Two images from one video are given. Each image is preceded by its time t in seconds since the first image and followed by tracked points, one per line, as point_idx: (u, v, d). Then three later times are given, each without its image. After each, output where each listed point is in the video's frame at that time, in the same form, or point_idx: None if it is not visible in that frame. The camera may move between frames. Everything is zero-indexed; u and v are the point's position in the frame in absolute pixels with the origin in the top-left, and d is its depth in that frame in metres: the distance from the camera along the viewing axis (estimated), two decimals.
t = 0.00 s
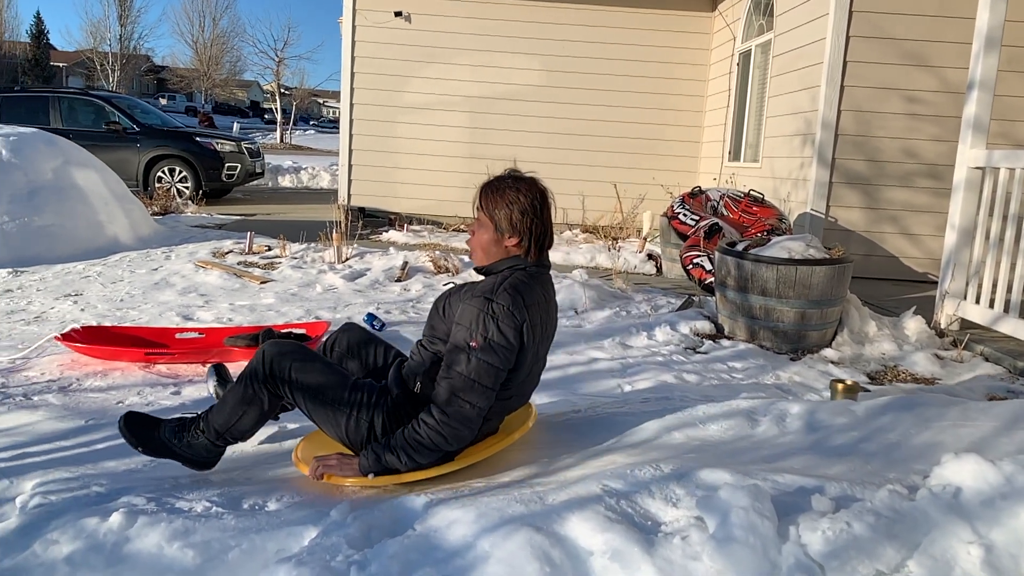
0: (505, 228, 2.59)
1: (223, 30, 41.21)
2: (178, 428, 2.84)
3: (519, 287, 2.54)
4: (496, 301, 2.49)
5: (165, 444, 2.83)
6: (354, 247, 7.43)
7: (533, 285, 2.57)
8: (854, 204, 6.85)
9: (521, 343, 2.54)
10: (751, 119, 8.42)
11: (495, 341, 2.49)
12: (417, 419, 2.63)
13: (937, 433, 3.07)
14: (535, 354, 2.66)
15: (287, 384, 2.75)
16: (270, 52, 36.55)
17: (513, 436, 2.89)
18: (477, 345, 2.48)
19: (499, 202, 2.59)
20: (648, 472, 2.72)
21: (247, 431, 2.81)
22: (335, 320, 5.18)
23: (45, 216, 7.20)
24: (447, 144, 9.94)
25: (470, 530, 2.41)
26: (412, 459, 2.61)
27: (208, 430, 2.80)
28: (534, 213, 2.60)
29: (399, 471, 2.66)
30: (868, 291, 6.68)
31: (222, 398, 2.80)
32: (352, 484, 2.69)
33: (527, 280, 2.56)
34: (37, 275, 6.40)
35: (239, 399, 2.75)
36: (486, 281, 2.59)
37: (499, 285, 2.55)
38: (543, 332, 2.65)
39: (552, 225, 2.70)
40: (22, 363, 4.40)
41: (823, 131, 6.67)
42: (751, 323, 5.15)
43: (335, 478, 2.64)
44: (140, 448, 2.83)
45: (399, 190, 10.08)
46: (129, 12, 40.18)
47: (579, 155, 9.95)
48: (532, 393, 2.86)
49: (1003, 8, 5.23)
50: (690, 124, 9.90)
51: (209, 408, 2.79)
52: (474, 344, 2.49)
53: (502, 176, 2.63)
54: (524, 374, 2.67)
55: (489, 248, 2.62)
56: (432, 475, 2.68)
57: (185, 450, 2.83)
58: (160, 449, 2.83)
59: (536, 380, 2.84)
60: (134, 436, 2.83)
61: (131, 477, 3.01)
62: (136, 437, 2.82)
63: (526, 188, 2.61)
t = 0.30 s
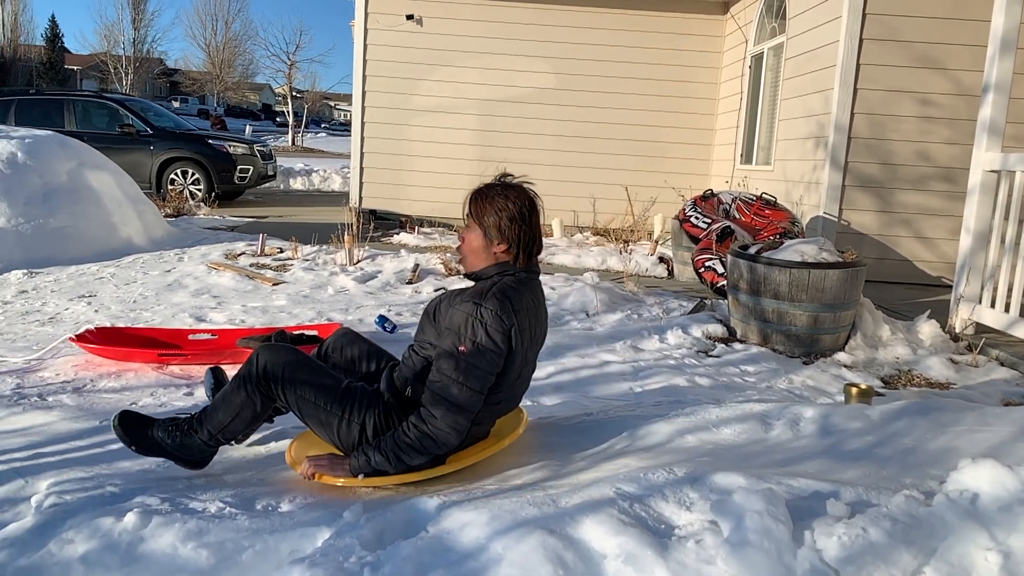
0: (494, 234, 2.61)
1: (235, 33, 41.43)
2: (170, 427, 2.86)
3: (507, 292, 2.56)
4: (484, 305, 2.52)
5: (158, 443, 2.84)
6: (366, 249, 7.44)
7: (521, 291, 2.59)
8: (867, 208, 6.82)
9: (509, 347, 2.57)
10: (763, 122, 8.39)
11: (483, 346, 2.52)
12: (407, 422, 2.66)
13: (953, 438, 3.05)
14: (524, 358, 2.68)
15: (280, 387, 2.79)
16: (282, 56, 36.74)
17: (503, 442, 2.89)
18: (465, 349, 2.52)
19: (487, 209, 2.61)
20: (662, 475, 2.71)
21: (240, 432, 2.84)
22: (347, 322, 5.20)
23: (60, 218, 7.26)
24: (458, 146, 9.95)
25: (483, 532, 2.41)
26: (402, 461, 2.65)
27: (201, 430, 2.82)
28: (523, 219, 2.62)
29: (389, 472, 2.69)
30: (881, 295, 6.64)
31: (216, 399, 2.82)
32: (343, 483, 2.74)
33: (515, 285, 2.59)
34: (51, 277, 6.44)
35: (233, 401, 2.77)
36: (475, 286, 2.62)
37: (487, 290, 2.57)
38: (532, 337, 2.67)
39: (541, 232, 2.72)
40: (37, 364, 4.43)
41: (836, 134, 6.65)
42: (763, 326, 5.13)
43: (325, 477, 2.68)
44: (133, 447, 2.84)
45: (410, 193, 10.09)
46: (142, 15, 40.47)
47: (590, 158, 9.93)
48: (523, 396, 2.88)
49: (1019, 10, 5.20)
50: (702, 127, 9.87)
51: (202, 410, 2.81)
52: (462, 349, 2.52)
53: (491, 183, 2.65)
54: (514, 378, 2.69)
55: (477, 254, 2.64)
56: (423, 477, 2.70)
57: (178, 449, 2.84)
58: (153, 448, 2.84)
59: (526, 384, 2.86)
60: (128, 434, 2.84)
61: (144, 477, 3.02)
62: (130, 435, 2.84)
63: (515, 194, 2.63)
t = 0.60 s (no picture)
0: (485, 240, 2.59)
1: (248, 36, 41.67)
2: (166, 428, 2.88)
3: (498, 297, 2.55)
4: (475, 310, 2.51)
5: (154, 444, 2.87)
6: (378, 251, 7.45)
7: (512, 296, 2.57)
8: (882, 210, 6.77)
9: (500, 351, 2.55)
10: (777, 124, 8.35)
11: (474, 350, 2.51)
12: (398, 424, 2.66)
13: (972, 442, 3.02)
14: (516, 363, 2.67)
15: (274, 389, 2.82)
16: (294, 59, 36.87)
17: (496, 446, 2.89)
18: (456, 353, 2.51)
19: (478, 215, 2.60)
20: (678, 479, 2.69)
21: (236, 433, 2.86)
22: (361, 325, 5.20)
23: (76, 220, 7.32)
24: (471, 149, 9.96)
25: (498, 535, 2.40)
26: (393, 463, 2.65)
27: (196, 431, 2.84)
28: (515, 225, 2.60)
29: (381, 474, 2.69)
30: (897, 298, 6.59)
31: (211, 400, 2.86)
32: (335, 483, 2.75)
33: (507, 290, 2.57)
34: (67, 279, 6.49)
35: (228, 402, 2.81)
36: (466, 291, 2.60)
37: (478, 294, 2.56)
38: (524, 342, 2.65)
39: (532, 238, 2.70)
40: (54, 365, 4.46)
41: (851, 135, 6.61)
42: (778, 329, 5.10)
43: (320, 476, 2.71)
44: (130, 448, 2.88)
45: (423, 195, 10.11)
46: (157, 20, 40.79)
47: (602, 160, 9.91)
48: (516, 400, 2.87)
49: None
50: (715, 129, 9.83)
51: (198, 411, 2.84)
52: (453, 353, 2.52)
53: (482, 190, 2.64)
54: (506, 383, 2.67)
55: (469, 260, 2.63)
56: (415, 479, 2.71)
57: (174, 450, 2.87)
58: (149, 448, 2.88)
59: (519, 389, 2.84)
60: (126, 436, 2.89)
61: (160, 478, 3.03)
62: (128, 437, 2.89)
63: (506, 201, 2.62)
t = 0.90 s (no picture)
0: (477, 245, 2.61)
1: (263, 40, 41.92)
2: (165, 430, 2.92)
3: (490, 301, 2.58)
4: (467, 313, 2.54)
5: (155, 447, 2.92)
6: (393, 254, 7.47)
7: (504, 299, 2.60)
8: (899, 211, 6.71)
9: (492, 353, 2.59)
10: (792, 125, 8.30)
11: (466, 353, 2.54)
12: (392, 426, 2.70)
13: (994, 446, 2.98)
14: (508, 365, 2.70)
15: (272, 392, 2.83)
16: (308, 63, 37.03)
17: (491, 449, 2.90)
18: (448, 356, 2.54)
19: (469, 221, 2.62)
20: (695, 482, 2.67)
21: (235, 435, 2.89)
22: (376, 327, 5.21)
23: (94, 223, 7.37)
24: (485, 151, 9.97)
25: (516, 537, 2.39)
26: (388, 464, 2.68)
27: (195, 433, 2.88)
28: (507, 230, 2.62)
29: (376, 475, 2.73)
30: (914, 300, 6.53)
31: (210, 403, 2.87)
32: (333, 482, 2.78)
33: (498, 294, 2.60)
34: (85, 281, 6.54)
35: (225, 405, 2.82)
36: (458, 295, 2.63)
37: (470, 299, 2.58)
38: (516, 344, 2.68)
39: (525, 242, 2.72)
40: (72, 367, 4.50)
41: (867, 136, 6.57)
42: (794, 331, 5.06)
43: (316, 475, 2.75)
44: (133, 451, 2.93)
45: (437, 197, 10.12)
46: (173, 24, 41.14)
47: (616, 162, 9.89)
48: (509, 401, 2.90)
49: None
50: (730, 130, 9.79)
51: (196, 413, 2.87)
52: (445, 355, 2.55)
53: (475, 196, 2.66)
54: (498, 384, 2.71)
55: (461, 265, 2.65)
56: (410, 480, 2.74)
57: (176, 452, 2.91)
58: (151, 451, 2.92)
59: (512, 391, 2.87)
60: (127, 438, 2.96)
61: (178, 479, 3.04)
62: (130, 439, 2.95)
63: (498, 206, 2.64)
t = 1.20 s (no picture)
0: (472, 249, 2.63)
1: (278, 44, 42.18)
2: (167, 430, 2.98)
3: (484, 304, 2.59)
4: (462, 316, 2.56)
5: (157, 446, 2.97)
6: (409, 255, 7.48)
7: (498, 303, 2.61)
8: (919, 212, 6.65)
9: (486, 355, 2.60)
10: (810, 125, 8.25)
11: (460, 355, 2.56)
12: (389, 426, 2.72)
13: (1019, 451, 2.94)
14: (502, 367, 2.72)
15: (271, 392, 2.87)
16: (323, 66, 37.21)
17: (487, 449, 2.92)
18: (443, 358, 2.56)
19: (464, 226, 2.64)
20: (716, 484, 2.65)
21: (235, 434, 2.93)
22: (392, 328, 5.22)
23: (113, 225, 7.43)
24: (500, 152, 9.98)
25: (536, 539, 2.38)
26: (384, 464, 2.71)
27: (195, 432, 2.93)
28: (500, 235, 2.64)
29: (373, 475, 2.75)
30: (934, 302, 6.46)
31: (210, 403, 2.92)
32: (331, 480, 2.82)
33: (492, 298, 2.62)
34: (104, 283, 6.59)
35: (225, 406, 2.87)
36: (453, 299, 2.65)
37: (465, 302, 2.60)
38: (510, 346, 2.70)
39: (519, 246, 2.73)
40: (92, 368, 4.54)
41: (886, 136, 6.51)
42: (813, 333, 5.02)
43: (315, 476, 2.80)
44: (136, 451, 2.99)
45: (452, 199, 10.12)
46: (189, 28, 41.48)
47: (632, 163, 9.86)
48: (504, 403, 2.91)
49: None
50: (747, 131, 9.75)
51: (196, 413, 2.92)
52: (439, 357, 2.56)
53: (469, 201, 2.68)
54: (493, 385, 2.72)
55: (456, 269, 2.67)
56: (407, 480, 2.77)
57: (177, 451, 2.96)
58: (154, 450, 2.98)
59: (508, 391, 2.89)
60: (130, 439, 3.01)
61: (197, 479, 3.06)
62: (133, 440, 3.01)
63: (492, 211, 2.66)
